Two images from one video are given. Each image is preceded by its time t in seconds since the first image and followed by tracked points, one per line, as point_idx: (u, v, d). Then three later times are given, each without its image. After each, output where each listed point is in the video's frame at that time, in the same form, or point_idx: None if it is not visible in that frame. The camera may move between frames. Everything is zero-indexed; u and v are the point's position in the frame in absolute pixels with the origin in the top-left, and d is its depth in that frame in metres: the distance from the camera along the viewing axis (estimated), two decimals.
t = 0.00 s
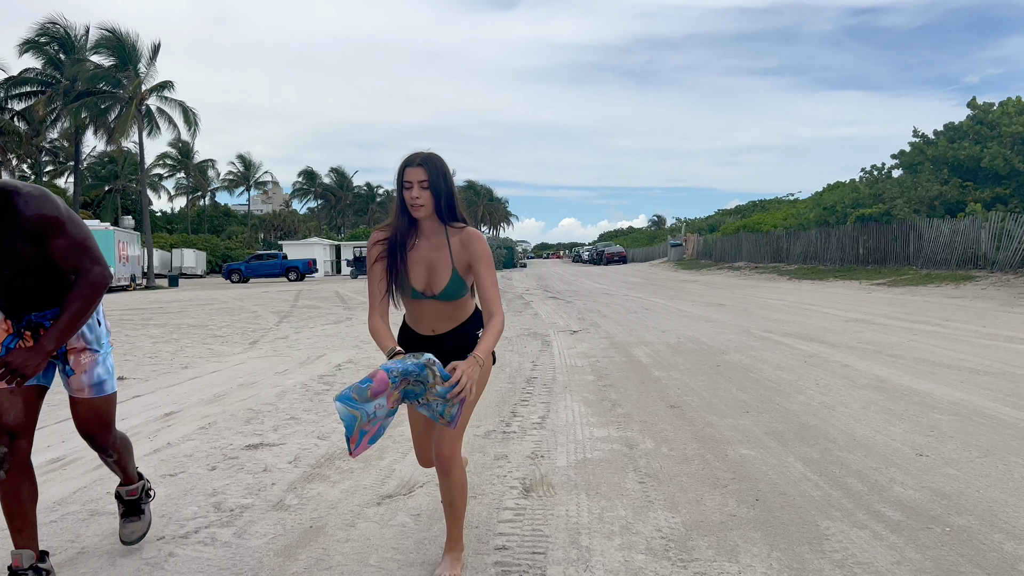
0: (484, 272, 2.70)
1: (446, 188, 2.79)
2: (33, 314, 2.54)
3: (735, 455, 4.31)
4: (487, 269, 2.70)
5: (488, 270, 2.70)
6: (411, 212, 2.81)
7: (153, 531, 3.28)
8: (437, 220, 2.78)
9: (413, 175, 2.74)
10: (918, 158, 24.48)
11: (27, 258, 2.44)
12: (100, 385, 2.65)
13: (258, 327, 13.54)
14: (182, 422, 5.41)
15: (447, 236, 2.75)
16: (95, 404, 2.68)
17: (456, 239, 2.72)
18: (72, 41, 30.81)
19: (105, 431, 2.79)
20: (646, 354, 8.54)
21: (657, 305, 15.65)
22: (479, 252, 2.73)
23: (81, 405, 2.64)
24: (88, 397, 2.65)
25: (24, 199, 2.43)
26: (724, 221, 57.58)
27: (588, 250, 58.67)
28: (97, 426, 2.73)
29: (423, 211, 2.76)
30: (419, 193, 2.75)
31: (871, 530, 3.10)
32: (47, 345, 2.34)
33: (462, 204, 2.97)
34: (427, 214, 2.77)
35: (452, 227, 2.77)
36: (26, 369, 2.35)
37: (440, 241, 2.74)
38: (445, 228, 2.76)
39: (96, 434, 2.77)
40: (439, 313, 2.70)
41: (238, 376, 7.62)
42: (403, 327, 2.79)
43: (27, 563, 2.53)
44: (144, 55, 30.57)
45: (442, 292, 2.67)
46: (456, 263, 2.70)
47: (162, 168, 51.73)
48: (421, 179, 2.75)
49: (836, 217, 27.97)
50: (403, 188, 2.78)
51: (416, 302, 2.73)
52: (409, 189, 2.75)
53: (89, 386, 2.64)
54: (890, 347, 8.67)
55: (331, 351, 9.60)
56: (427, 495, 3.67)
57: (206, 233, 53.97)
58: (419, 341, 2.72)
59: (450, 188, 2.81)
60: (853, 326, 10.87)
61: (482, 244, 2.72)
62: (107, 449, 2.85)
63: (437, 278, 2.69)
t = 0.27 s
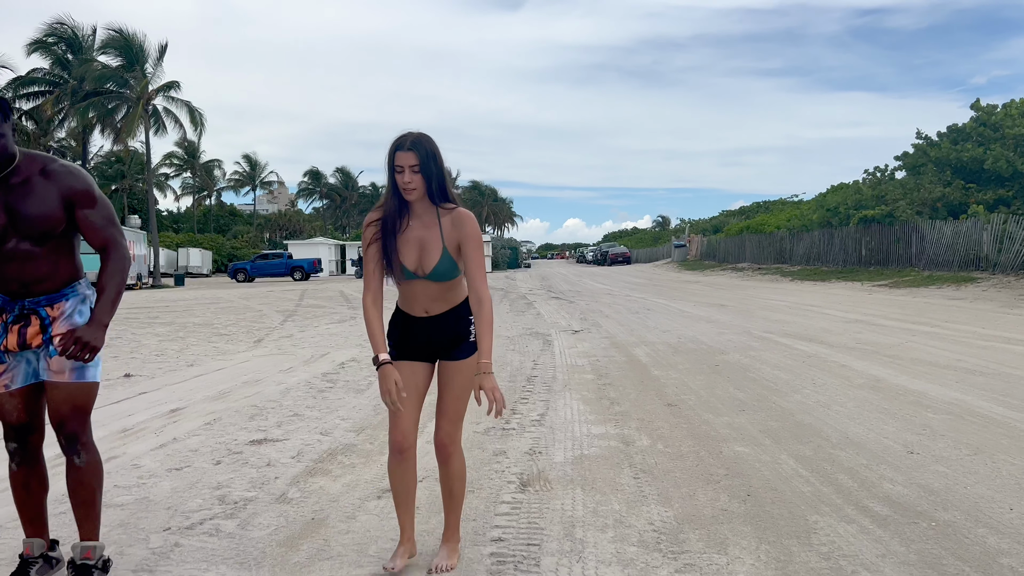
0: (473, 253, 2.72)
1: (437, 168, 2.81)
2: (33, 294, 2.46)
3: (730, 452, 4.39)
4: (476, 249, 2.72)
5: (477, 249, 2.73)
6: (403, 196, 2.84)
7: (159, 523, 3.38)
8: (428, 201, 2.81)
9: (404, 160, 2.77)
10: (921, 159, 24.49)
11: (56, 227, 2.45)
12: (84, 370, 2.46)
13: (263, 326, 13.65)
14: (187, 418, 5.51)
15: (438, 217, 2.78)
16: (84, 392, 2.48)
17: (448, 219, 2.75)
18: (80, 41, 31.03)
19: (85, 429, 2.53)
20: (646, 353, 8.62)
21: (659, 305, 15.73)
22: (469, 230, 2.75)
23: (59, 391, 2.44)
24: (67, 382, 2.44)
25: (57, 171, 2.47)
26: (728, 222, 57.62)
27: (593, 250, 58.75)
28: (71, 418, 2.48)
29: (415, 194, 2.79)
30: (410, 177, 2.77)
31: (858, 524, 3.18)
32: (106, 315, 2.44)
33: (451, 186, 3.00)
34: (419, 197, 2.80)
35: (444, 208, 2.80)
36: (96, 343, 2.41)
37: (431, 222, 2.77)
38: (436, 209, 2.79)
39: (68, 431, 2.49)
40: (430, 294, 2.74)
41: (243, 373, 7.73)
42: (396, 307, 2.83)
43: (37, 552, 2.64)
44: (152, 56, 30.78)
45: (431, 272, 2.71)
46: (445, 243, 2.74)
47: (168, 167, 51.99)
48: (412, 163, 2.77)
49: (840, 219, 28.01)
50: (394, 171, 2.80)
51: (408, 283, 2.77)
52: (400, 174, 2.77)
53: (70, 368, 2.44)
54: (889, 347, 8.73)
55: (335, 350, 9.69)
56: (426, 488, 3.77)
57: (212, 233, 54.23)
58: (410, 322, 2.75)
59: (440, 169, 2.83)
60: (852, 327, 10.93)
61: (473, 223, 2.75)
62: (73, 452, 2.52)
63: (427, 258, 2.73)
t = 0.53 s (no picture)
0: (469, 232, 2.85)
1: (432, 150, 2.86)
2: (46, 289, 2.51)
3: (729, 449, 4.45)
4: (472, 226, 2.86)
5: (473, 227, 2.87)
6: (395, 178, 2.85)
7: (170, 514, 3.47)
8: (423, 183, 2.85)
9: (400, 141, 2.79)
10: (928, 160, 24.42)
11: (78, 225, 2.52)
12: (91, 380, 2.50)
13: (270, 324, 13.77)
14: (195, 414, 5.61)
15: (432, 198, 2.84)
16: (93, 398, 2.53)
17: (444, 199, 2.83)
18: (89, 41, 31.25)
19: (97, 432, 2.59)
20: (650, 353, 8.68)
21: (664, 305, 15.78)
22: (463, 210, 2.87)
23: (70, 396, 2.49)
24: (83, 388, 2.50)
25: (92, 173, 2.56)
26: (735, 223, 57.55)
27: (600, 251, 58.76)
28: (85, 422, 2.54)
29: (411, 175, 2.82)
30: (406, 158, 2.80)
31: (853, 519, 3.23)
32: (120, 329, 2.49)
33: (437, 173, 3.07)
34: (414, 177, 2.83)
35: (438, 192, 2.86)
36: (109, 356, 2.47)
37: (427, 202, 2.81)
38: (431, 191, 2.84)
39: (82, 435, 2.55)
40: (424, 277, 2.73)
41: (251, 371, 7.83)
42: (383, 295, 2.79)
43: (36, 534, 2.71)
44: (160, 55, 30.98)
45: (428, 249, 2.72)
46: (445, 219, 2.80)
47: (176, 166, 52.28)
48: (408, 143, 2.79)
49: (846, 219, 27.95)
50: (388, 151, 2.82)
51: (401, 265, 2.74)
52: (396, 155, 2.80)
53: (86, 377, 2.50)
54: (891, 347, 8.77)
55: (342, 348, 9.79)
56: (430, 482, 3.84)
57: (220, 231, 54.51)
58: (401, 310, 2.73)
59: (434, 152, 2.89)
60: (856, 327, 10.96)
61: (468, 207, 2.85)
62: (82, 457, 2.58)
63: (425, 236, 2.75)
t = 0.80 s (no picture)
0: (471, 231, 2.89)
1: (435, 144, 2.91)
2: (59, 284, 2.56)
3: (736, 447, 4.48)
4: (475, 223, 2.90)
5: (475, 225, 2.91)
6: (399, 171, 2.90)
7: (184, 508, 3.55)
8: (426, 177, 2.90)
9: (405, 131, 2.86)
10: (940, 160, 24.29)
11: (98, 220, 2.59)
12: (105, 379, 2.55)
13: (281, 322, 13.89)
14: (208, 411, 5.70)
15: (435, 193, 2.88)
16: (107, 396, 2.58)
17: (448, 196, 2.86)
18: (102, 41, 31.58)
19: (114, 424, 2.67)
20: (659, 352, 8.71)
21: (673, 305, 15.78)
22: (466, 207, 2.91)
23: (86, 397, 2.54)
24: (94, 389, 2.55)
25: (116, 171, 2.65)
26: (746, 222, 57.37)
27: (609, 250, 58.73)
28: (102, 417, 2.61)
29: (415, 165, 2.87)
30: (410, 146, 2.86)
31: (857, 516, 3.26)
32: (146, 324, 2.54)
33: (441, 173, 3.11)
34: (418, 168, 2.88)
35: (441, 187, 2.91)
36: (137, 354, 2.53)
37: (430, 197, 2.85)
38: (435, 186, 2.89)
39: (101, 428, 2.63)
40: (428, 274, 2.75)
41: (262, 368, 7.92)
42: (387, 294, 2.80)
43: (40, 551, 2.64)
44: (173, 55, 31.25)
45: (432, 246, 2.74)
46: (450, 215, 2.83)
47: (188, 165, 52.67)
48: (413, 134, 2.87)
49: (857, 219, 27.81)
50: (393, 143, 2.89)
51: (404, 261, 2.76)
52: (402, 145, 2.86)
53: (98, 378, 2.55)
54: (900, 347, 8.76)
55: (352, 346, 9.87)
56: (439, 479, 3.90)
57: (231, 230, 54.86)
58: (404, 308, 2.74)
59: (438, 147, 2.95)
60: (865, 327, 10.94)
61: (471, 203, 2.89)
62: (103, 448, 2.67)
63: (428, 231, 2.77)
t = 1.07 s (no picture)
0: (503, 228, 2.82)
1: (465, 141, 2.89)
2: (85, 285, 2.62)
3: (751, 447, 4.48)
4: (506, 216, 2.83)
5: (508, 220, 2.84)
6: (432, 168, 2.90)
7: (205, 503, 3.61)
8: (457, 174, 2.88)
9: (434, 129, 2.86)
10: (957, 158, 24.03)
11: (120, 223, 2.64)
12: (130, 380, 2.60)
13: (296, 320, 13.99)
14: (226, 408, 5.77)
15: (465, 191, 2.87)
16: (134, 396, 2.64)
17: (479, 192, 2.83)
18: (119, 40, 31.85)
19: (144, 422, 2.73)
20: (673, 351, 8.71)
21: (688, 304, 15.73)
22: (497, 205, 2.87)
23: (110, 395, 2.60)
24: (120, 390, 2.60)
25: (134, 173, 2.68)
26: (760, 221, 57.01)
27: (623, 248, 58.58)
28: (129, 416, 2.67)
29: (444, 163, 2.85)
30: (438, 144, 2.84)
31: (873, 515, 3.27)
32: (163, 325, 2.58)
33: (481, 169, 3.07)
34: (447, 166, 2.86)
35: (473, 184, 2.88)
36: (155, 354, 2.57)
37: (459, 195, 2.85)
38: (466, 183, 2.86)
39: (132, 426, 2.69)
40: (454, 272, 2.74)
41: (279, 366, 7.99)
42: (415, 293, 2.81)
43: (56, 541, 2.70)
44: (189, 54, 31.46)
45: (457, 243, 2.74)
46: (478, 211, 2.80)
47: (204, 163, 53.06)
48: (441, 132, 2.85)
49: (872, 218, 27.55)
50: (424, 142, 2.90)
51: (432, 258, 2.78)
52: (430, 143, 2.85)
53: (124, 380, 2.60)
54: (917, 347, 8.70)
55: (367, 344, 9.93)
56: (456, 476, 3.94)
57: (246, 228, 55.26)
58: (431, 306, 2.75)
59: (470, 143, 2.90)
60: (881, 327, 10.87)
61: (502, 200, 2.83)
62: (133, 443, 2.72)
63: (456, 228, 2.78)
